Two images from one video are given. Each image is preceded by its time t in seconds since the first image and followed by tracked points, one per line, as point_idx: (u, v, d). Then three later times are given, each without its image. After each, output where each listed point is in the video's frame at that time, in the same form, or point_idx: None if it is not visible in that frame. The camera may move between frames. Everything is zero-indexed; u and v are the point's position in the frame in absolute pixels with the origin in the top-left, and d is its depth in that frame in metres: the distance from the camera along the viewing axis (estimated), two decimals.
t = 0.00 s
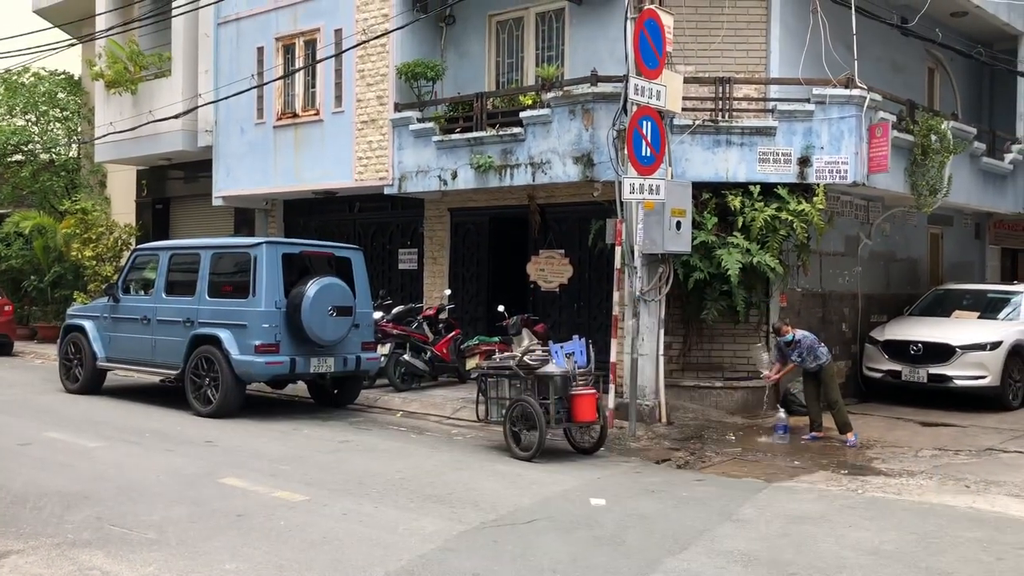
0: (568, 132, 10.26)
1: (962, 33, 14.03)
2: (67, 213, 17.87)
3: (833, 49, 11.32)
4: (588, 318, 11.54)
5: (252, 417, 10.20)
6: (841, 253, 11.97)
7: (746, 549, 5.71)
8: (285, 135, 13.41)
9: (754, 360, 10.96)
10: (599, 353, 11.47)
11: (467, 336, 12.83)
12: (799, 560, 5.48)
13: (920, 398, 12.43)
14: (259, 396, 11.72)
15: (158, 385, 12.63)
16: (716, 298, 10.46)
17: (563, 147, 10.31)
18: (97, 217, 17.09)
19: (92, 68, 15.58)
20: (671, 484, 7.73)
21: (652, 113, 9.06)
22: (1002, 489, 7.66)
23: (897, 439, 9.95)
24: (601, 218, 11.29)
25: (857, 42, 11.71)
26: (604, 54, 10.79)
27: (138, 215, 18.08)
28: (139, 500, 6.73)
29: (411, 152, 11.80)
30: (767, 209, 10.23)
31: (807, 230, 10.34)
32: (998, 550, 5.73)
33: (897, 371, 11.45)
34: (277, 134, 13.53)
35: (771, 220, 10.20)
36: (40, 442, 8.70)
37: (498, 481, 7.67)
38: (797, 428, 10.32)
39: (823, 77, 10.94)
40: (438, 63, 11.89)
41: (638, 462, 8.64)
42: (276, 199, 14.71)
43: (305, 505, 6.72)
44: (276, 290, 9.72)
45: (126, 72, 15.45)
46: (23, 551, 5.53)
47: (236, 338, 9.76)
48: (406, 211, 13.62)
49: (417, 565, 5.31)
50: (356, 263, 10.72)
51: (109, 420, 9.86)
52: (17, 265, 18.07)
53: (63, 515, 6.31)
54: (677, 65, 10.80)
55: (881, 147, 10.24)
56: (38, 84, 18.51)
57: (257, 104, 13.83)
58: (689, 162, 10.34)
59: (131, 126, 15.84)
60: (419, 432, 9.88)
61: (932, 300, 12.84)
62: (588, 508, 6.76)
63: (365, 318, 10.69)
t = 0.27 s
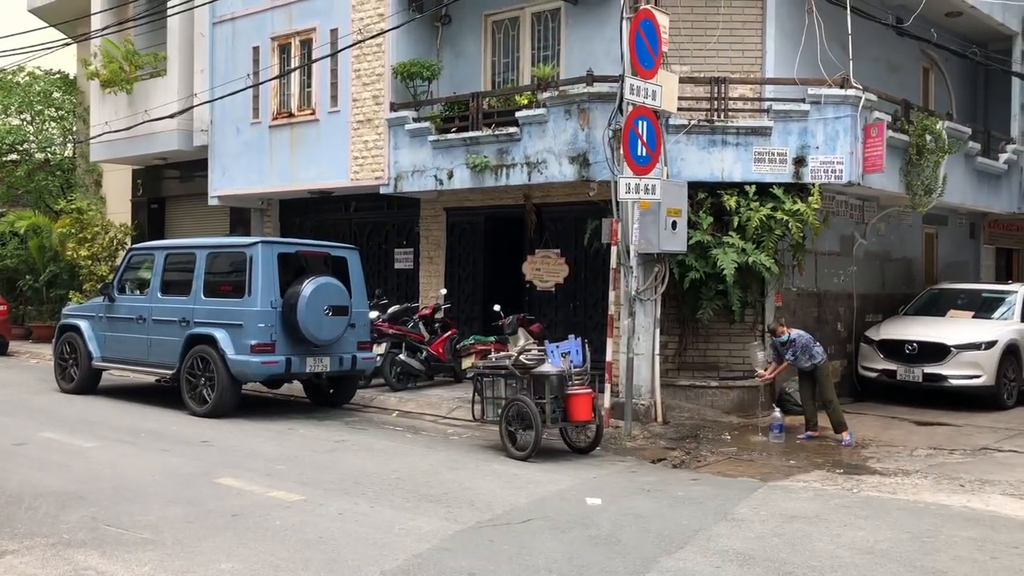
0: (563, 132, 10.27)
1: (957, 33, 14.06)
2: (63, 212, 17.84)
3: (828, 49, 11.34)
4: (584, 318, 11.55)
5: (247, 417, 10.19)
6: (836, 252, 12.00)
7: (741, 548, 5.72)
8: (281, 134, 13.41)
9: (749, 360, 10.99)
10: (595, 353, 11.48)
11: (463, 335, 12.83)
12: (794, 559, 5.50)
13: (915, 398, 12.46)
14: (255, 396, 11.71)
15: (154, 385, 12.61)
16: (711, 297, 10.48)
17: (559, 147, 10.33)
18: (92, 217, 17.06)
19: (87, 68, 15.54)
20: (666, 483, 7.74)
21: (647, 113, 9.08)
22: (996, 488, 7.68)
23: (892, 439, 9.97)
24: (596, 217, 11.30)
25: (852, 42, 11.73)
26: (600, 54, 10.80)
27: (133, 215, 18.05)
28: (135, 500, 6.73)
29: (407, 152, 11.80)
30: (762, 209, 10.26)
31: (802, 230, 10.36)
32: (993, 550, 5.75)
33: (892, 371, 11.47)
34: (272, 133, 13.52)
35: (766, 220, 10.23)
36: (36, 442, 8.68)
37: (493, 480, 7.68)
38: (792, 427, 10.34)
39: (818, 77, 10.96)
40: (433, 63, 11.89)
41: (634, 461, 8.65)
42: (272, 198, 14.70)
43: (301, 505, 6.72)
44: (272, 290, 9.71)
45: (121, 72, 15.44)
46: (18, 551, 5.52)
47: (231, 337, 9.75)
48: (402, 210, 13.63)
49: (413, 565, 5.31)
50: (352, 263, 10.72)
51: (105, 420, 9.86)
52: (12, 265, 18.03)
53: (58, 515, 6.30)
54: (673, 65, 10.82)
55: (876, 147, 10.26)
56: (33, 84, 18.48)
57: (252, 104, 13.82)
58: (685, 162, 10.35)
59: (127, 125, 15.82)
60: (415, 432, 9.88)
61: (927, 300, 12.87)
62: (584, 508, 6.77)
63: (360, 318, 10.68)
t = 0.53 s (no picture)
0: (560, 130, 10.27)
1: (954, 31, 14.06)
2: (58, 210, 17.80)
3: (824, 47, 11.34)
4: (580, 316, 11.55)
5: (243, 415, 10.18)
6: (832, 251, 12.01)
7: (737, 546, 5.73)
8: (277, 132, 13.38)
9: (745, 358, 11.01)
10: (591, 351, 11.48)
11: (459, 333, 12.82)
12: (789, 557, 5.50)
13: (910, 396, 12.48)
14: (252, 394, 11.70)
15: (150, 382, 12.58)
16: (708, 296, 10.49)
17: (555, 145, 10.32)
18: (88, 214, 17.03)
19: (83, 64, 15.50)
20: (662, 481, 7.74)
21: (644, 111, 9.08)
22: (992, 487, 7.69)
23: (887, 437, 9.99)
24: (593, 215, 11.30)
25: (849, 40, 11.73)
26: (596, 52, 10.79)
27: (129, 212, 18.02)
28: (130, 497, 6.71)
29: (403, 149, 11.79)
30: (759, 207, 10.26)
31: (798, 228, 10.37)
32: (988, 548, 5.76)
33: (888, 369, 11.48)
34: (269, 131, 13.49)
35: (763, 218, 10.23)
36: (31, 439, 8.67)
37: (489, 478, 7.68)
38: (788, 426, 10.35)
39: (814, 75, 10.97)
40: (430, 60, 11.87)
41: (630, 459, 8.65)
42: (268, 196, 14.68)
43: (297, 502, 6.71)
44: (268, 288, 9.70)
45: (117, 69, 15.43)
46: (12, 549, 5.51)
47: (227, 335, 9.74)
48: (398, 208, 13.61)
49: (408, 563, 5.31)
50: (348, 261, 10.70)
51: (100, 418, 9.84)
52: (7, 263, 17.99)
53: (53, 513, 6.29)
54: (669, 63, 10.81)
55: (872, 145, 10.27)
56: (28, 81, 18.40)
57: (248, 101, 13.79)
58: (681, 160, 10.36)
59: (123, 122, 15.79)
60: (411, 430, 9.87)
61: (923, 298, 12.89)
62: (580, 506, 6.77)
63: (357, 315, 10.67)
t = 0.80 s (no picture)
0: (561, 127, 10.26)
1: (957, 30, 14.03)
2: (59, 205, 17.78)
3: (826, 46, 11.33)
4: (581, 313, 11.54)
5: (243, 411, 10.18)
6: (833, 249, 12.00)
7: (737, 544, 5.73)
8: (278, 128, 13.37)
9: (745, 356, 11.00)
10: (591, 349, 11.48)
11: (459, 330, 12.82)
12: (789, 555, 5.50)
13: (911, 394, 12.48)
14: (252, 390, 11.70)
15: (150, 378, 12.58)
16: (709, 293, 10.48)
17: (556, 142, 10.31)
18: (89, 210, 17.02)
19: (84, 60, 15.49)
20: (662, 479, 7.74)
21: (645, 109, 9.07)
22: (992, 486, 7.69)
23: (888, 436, 9.98)
24: (594, 213, 11.29)
25: (851, 38, 11.71)
26: (598, 49, 10.78)
27: (130, 208, 18.01)
28: (131, 493, 6.72)
29: (404, 146, 11.78)
30: (760, 205, 10.26)
31: (799, 226, 10.36)
32: (988, 547, 5.75)
33: (888, 368, 11.49)
34: (270, 127, 13.49)
35: (763, 216, 10.23)
36: (31, 435, 8.67)
37: (489, 475, 7.68)
38: (788, 424, 10.34)
39: (816, 73, 10.95)
40: (431, 57, 11.85)
41: (630, 457, 8.65)
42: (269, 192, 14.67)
43: (297, 499, 6.71)
44: (268, 284, 9.70)
45: (119, 64, 15.41)
46: (12, 544, 5.51)
47: (228, 331, 9.74)
48: (399, 205, 13.60)
49: (408, 560, 5.31)
50: (349, 257, 10.70)
51: (101, 413, 9.84)
52: (8, 258, 17.99)
53: (53, 508, 6.29)
54: (671, 61, 10.79)
55: (874, 144, 10.26)
56: (29, 76, 18.36)
57: (249, 97, 13.78)
58: (682, 158, 10.35)
59: (124, 117, 15.77)
60: (411, 426, 9.87)
61: (924, 297, 12.88)
62: (580, 503, 6.77)
63: (357, 312, 10.67)
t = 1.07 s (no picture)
0: (572, 126, 10.24)
1: (970, 30, 13.95)
2: (70, 201, 17.85)
3: (839, 46, 11.27)
4: (590, 313, 11.52)
5: (252, 408, 10.20)
6: (844, 250, 11.95)
7: (746, 545, 5.71)
8: (289, 126, 13.39)
9: (755, 357, 10.97)
10: (601, 348, 11.46)
11: (469, 329, 12.82)
12: (798, 557, 5.48)
13: (921, 396, 12.43)
14: (261, 387, 11.72)
15: (159, 374, 12.62)
16: (719, 294, 10.45)
17: (567, 141, 10.29)
18: (100, 206, 17.08)
19: (97, 56, 15.56)
20: (671, 480, 7.72)
21: (657, 109, 9.05)
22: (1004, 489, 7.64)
23: (898, 438, 9.94)
24: (604, 212, 11.26)
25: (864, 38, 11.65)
26: (609, 48, 10.75)
27: (141, 205, 18.07)
28: (140, 489, 6.74)
29: (415, 145, 11.77)
30: (771, 205, 10.22)
31: (811, 227, 10.33)
32: (1000, 551, 5.72)
33: (899, 369, 11.45)
34: (281, 125, 13.51)
35: (775, 217, 10.20)
36: (41, 430, 8.70)
37: (498, 474, 7.67)
38: (798, 425, 10.30)
39: (829, 74, 10.90)
40: (442, 55, 11.84)
41: (639, 457, 8.63)
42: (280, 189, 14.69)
43: (306, 496, 6.72)
44: (278, 281, 9.72)
45: (131, 61, 15.47)
46: (22, 539, 5.53)
47: (238, 328, 9.76)
48: (409, 203, 13.60)
49: (416, 558, 5.31)
50: (358, 255, 10.71)
51: (111, 409, 9.88)
52: (20, 254, 18.08)
53: (63, 503, 6.31)
54: (683, 60, 10.75)
55: (886, 144, 10.22)
56: (42, 72, 18.42)
57: (261, 95, 13.80)
58: (694, 158, 10.31)
59: (135, 114, 15.82)
60: (420, 425, 9.87)
61: (935, 299, 12.81)
62: (588, 503, 6.76)
63: (367, 310, 10.68)
